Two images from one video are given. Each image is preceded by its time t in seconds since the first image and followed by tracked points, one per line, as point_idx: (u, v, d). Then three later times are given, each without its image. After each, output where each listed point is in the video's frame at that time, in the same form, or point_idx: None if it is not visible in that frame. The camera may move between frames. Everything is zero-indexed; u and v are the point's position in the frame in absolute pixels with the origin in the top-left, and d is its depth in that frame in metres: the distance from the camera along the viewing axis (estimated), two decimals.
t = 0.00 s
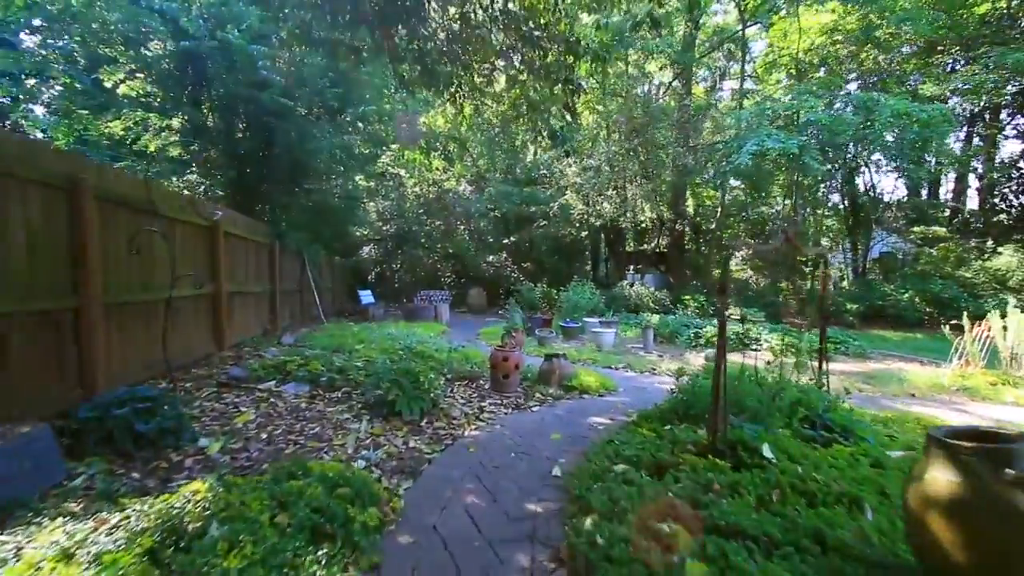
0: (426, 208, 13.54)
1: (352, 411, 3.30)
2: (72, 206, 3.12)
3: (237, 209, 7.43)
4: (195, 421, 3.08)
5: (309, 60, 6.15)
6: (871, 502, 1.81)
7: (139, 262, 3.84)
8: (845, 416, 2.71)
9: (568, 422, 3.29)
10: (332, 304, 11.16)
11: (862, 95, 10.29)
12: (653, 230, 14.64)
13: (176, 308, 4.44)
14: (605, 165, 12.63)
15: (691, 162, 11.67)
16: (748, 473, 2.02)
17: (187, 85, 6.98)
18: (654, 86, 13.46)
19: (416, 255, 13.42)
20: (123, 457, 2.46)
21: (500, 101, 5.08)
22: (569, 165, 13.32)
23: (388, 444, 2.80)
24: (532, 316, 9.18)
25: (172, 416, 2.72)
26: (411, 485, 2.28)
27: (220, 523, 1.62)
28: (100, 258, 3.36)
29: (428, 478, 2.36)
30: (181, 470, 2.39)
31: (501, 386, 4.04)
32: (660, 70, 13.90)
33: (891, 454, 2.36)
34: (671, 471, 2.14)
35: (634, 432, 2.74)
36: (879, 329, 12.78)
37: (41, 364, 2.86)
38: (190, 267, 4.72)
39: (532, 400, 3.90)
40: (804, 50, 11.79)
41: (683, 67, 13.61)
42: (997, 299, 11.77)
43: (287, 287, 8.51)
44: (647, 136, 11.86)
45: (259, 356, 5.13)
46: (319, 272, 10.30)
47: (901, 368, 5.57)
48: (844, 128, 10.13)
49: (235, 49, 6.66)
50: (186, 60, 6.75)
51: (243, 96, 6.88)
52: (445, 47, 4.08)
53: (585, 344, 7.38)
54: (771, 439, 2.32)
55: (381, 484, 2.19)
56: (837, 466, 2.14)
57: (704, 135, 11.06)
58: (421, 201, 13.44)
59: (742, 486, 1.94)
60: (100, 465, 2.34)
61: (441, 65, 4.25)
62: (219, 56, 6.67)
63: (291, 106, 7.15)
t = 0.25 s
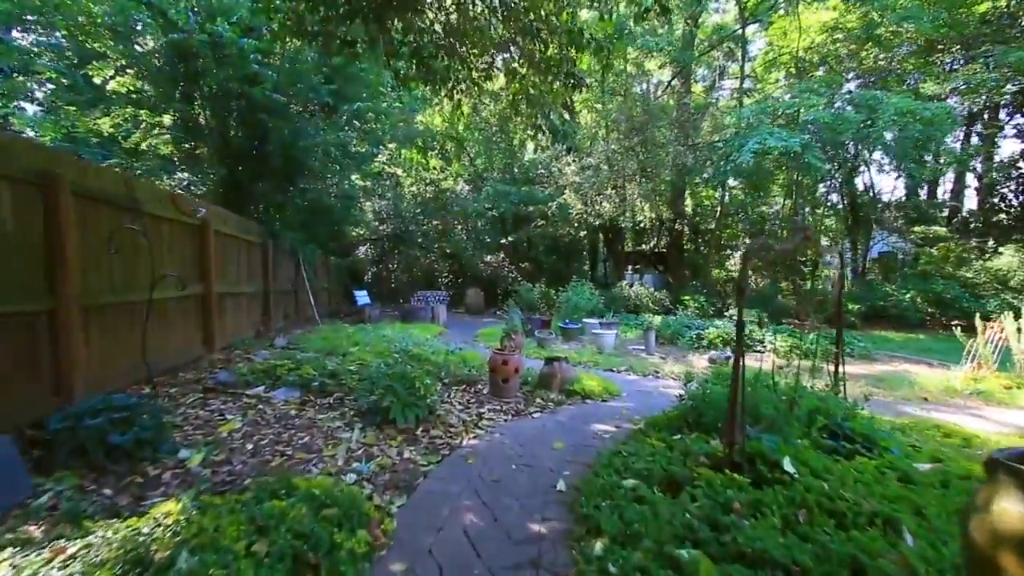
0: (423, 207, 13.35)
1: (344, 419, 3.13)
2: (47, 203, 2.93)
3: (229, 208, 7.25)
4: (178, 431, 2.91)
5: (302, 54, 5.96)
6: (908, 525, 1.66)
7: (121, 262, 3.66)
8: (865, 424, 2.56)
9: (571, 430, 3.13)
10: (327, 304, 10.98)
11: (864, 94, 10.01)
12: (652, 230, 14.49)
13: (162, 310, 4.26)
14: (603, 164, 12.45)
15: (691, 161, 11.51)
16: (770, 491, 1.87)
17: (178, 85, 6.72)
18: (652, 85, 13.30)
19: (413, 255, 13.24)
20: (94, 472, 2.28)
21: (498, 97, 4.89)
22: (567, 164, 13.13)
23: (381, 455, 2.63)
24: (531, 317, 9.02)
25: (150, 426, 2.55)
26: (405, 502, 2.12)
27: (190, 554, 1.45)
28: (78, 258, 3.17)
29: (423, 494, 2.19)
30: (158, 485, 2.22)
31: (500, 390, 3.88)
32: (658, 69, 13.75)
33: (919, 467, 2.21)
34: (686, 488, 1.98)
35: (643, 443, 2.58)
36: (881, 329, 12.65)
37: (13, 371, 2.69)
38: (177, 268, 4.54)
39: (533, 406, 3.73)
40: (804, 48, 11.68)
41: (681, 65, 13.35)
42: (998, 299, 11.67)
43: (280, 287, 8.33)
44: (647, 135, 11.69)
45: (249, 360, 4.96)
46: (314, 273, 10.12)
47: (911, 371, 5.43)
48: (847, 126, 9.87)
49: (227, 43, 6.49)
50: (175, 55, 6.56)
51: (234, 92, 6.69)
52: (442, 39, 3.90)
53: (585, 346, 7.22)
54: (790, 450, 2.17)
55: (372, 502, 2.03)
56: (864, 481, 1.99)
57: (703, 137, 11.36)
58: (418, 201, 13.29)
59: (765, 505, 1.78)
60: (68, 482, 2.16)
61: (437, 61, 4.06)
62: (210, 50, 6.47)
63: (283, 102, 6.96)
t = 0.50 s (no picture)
0: (416, 206, 13.13)
1: (332, 426, 2.95)
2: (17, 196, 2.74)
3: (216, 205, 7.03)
4: (154, 440, 2.72)
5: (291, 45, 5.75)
6: (949, 548, 1.51)
7: (97, 261, 3.47)
8: (885, 432, 2.41)
9: (572, 437, 2.97)
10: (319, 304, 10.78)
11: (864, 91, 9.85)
12: (649, 229, 14.33)
13: (142, 311, 4.07)
14: (599, 162, 12.21)
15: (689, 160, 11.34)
16: (793, 508, 1.72)
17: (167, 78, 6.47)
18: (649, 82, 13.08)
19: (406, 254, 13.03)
20: (57, 488, 2.09)
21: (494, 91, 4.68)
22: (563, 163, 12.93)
23: (370, 466, 2.46)
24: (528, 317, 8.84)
25: (120, 436, 2.36)
26: (396, 520, 1.94)
27: None
28: (49, 255, 2.98)
29: (416, 511, 2.02)
30: (126, 501, 2.04)
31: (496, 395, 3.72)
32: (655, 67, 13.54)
33: (947, 479, 2.06)
34: (701, 504, 1.83)
35: (650, 452, 2.42)
36: (879, 329, 12.56)
37: None
38: (158, 267, 4.34)
39: (532, 412, 3.55)
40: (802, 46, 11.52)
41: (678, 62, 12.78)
42: (995, 299, 11.63)
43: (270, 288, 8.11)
44: (644, 133, 11.52)
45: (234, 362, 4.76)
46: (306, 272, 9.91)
47: (918, 373, 5.30)
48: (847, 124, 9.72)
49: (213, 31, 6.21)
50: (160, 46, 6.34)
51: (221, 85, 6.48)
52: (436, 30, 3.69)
53: (583, 347, 7.05)
54: (811, 462, 2.02)
55: (359, 522, 1.86)
56: (892, 496, 1.85)
57: (699, 135, 11.45)
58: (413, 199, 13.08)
59: (791, 527, 1.63)
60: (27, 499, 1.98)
61: (430, 51, 3.85)
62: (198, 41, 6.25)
63: (272, 96, 6.74)
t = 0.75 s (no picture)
0: (406, 205, 12.90)
1: (314, 435, 2.77)
2: None
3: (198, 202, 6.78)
4: (120, 452, 2.52)
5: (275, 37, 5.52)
6: (988, 572, 1.38)
7: (61, 258, 3.25)
8: (901, 439, 2.28)
9: (569, 445, 2.82)
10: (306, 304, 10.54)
11: (858, 91, 9.80)
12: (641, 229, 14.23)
13: (114, 312, 3.85)
14: (591, 162, 12.08)
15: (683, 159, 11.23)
16: (815, 528, 1.57)
17: (151, 72, 6.04)
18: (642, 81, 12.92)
19: (396, 254, 12.81)
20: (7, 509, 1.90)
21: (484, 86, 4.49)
22: (555, 162, 12.77)
23: (354, 479, 2.28)
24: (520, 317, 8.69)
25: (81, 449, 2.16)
26: (381, 542, 1.77)
27: None
28: (8, 260, 2.77)
29: (403, 530, 1.86)
30: (83, 524, 1.86)
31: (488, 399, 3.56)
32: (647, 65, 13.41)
33: (970, 490, 1.94)
34: (714, 523, 1.68)
35: (654, 462, 2.27)
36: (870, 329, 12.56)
37: None
38: (132, 268, 4.13)
39: (527, 418, 3.39)
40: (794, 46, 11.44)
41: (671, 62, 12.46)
42: (984, 298, 11.72)
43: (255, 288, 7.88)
44: (637, 132, 11.40)
45: (214, 366, 4.55)
46: (293, 272, 9.67)
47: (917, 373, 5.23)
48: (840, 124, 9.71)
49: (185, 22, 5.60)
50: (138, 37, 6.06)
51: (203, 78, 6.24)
52: (425, 20, 3.49)
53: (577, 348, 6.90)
54: (828, 474, 1.88)
55: (340, 545, 1.69)
56: (918, 511, 1.71)
57: (691, 134, 11.44)
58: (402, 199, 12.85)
59: (815, 549, 1.49)
60: None
61: (419, 43, 3.65)
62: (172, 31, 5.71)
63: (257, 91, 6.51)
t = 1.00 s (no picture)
0: (392, 205, 12.65)
1: (290, 447, 2.58)
2: None
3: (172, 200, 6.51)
4: (73, 468, 2.30)
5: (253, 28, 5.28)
6: None
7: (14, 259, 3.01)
8: (913, 447, 2.17)
9: (562, 455, 2.66)
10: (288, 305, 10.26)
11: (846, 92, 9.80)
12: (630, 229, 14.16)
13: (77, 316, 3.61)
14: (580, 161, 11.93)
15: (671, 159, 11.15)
16: (836, 550, 1.44)
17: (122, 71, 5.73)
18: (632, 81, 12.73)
19: (381, 254, 12.56)
20: None
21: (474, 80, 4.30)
22: (543, 162, 12.63)
23: (332, 497, 2.10)
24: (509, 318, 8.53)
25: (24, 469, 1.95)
26: (360, 570, 1.60)
27: None
28: None
29: (384, 556, 1.68)
30: (21, 553, 1.65)
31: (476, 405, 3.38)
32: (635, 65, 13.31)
33: (990, 502, 1.83)
34: (725, 544, 1.54)
35: (655, 474, 2.12)
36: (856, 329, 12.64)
37: None
38: (97, 268, 3.89)
39: (518, 425, 3.23)
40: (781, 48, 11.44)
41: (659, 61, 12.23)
42: (966, 298, 12.02)
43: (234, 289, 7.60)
44: (625, 132, 11.31)
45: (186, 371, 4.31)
46: (275, 272, 9.38)
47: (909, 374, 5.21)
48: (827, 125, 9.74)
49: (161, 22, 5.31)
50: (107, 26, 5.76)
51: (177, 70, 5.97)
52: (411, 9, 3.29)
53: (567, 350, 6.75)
54: (844, 488, 1.75)
55: None
56: (942, 528, 1.59)
57: (679, 135, 11.46)
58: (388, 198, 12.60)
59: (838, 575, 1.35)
60: None
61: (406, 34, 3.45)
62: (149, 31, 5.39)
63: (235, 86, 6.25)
